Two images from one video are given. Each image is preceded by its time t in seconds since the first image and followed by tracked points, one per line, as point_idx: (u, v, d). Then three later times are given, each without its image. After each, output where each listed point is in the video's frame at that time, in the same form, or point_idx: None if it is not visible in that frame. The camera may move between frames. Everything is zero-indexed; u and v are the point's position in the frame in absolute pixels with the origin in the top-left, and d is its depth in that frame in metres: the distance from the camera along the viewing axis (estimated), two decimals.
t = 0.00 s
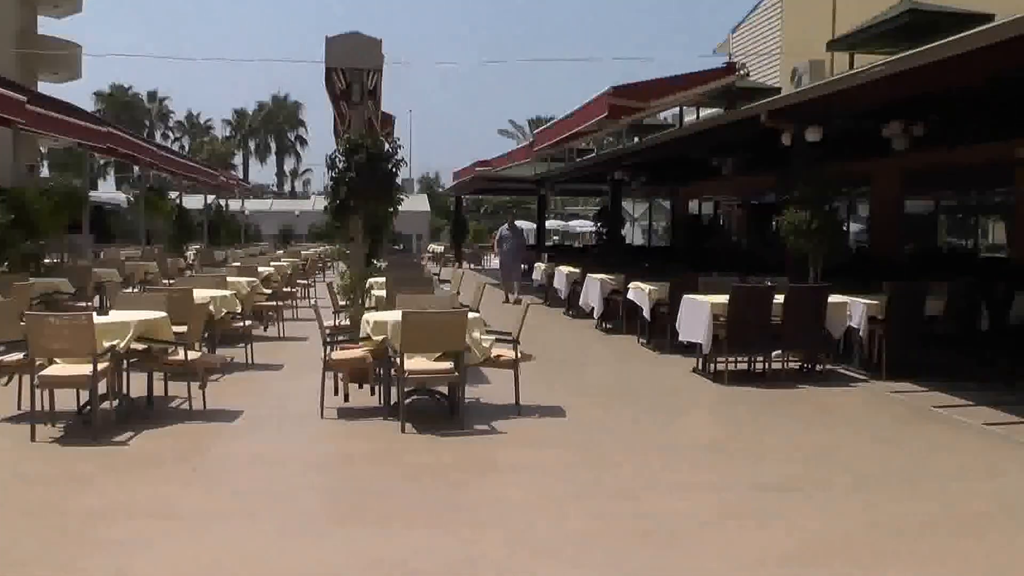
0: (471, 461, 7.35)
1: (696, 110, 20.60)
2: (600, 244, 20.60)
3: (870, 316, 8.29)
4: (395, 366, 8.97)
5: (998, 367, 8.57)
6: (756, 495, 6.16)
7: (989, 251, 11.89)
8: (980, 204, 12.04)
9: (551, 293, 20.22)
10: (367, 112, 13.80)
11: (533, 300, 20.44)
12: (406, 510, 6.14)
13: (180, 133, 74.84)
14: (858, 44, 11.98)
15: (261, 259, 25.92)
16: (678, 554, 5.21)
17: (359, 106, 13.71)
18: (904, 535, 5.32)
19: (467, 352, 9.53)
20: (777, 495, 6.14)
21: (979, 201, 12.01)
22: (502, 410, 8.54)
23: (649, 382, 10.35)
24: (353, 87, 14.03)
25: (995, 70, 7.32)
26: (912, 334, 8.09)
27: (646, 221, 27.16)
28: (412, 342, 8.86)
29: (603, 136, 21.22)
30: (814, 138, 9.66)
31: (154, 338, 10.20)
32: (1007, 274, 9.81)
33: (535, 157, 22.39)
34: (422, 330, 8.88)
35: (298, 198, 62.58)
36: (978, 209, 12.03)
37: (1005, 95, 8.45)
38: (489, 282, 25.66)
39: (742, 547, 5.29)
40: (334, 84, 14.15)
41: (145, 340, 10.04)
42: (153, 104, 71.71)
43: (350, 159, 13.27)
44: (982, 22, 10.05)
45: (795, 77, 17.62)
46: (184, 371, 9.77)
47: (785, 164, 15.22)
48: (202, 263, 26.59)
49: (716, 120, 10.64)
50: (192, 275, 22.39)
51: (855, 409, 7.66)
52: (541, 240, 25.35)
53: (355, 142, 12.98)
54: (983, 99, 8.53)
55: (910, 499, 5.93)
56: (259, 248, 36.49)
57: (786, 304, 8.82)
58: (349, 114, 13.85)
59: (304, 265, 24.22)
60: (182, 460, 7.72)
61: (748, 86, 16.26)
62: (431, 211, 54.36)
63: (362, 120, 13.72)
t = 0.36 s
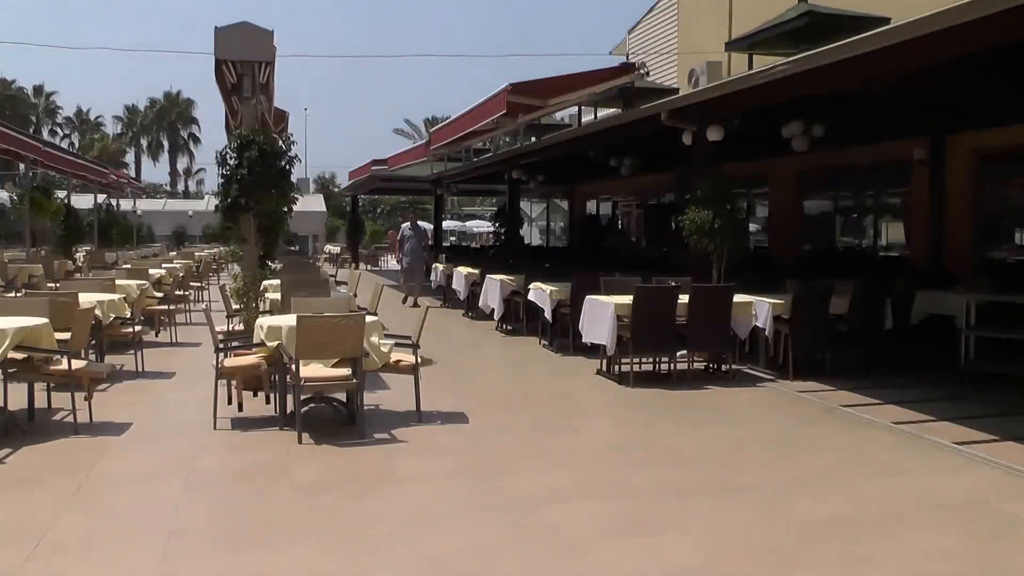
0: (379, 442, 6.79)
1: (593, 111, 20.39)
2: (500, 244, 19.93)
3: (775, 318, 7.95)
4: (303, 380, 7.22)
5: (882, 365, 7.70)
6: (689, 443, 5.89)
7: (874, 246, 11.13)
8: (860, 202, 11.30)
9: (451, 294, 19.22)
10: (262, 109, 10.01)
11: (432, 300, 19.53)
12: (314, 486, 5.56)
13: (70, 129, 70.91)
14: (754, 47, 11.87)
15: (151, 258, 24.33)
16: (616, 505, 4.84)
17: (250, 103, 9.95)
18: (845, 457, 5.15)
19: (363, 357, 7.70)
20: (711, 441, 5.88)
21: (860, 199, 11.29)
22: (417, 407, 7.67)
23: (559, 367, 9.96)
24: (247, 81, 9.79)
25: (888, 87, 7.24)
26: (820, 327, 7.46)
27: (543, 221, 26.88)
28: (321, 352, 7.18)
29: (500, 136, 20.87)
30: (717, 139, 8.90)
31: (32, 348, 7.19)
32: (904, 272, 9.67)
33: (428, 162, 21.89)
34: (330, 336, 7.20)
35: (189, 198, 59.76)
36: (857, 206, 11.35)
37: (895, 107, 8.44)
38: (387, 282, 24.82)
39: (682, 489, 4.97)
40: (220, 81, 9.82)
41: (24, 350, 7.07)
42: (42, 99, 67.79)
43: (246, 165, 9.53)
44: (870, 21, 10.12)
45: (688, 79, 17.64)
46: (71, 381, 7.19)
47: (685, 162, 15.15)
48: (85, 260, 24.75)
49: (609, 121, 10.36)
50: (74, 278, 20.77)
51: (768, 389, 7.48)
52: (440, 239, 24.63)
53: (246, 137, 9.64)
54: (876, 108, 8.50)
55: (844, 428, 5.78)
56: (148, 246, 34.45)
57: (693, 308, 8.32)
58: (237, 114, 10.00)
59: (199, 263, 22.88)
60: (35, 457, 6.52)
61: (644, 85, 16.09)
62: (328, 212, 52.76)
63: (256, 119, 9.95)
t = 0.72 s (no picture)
0: (306, 452, 6.36)
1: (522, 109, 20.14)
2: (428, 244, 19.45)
3: (713, 317, 7.84)
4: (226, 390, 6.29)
5: (822, 363, 7.68)
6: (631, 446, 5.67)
7: (805, 245, 11.23)
8: (790, 200, 11.39)
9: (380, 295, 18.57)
10: (184, 106, 9.01)
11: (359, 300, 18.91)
12: (236, 503, 5.12)
13: None
14: (685, 43, 11.76)
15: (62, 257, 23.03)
16: (560, 514, 4.56)
17: (171, 99, 8.90)
18: (793, 459, 4.98)
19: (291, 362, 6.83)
20: (655, 447, 5.65)
21: (789, 197, 11.40)
22: (348, 416, 7.05)
23: (491, 368, 9.62)
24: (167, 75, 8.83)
25: (825, 86, 7.16)
26: (759, 325, 7.39)
27: (472, 220, 26.49)
28: (247, 359, 6.20)
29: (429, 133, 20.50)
30: (651, 136, 8.69)
31: None
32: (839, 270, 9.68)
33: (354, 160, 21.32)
34: (257, 342, 6.24)
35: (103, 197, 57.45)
36: (788, 204, 11.44)
37: (829, 105, 8.39)
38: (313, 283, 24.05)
39: (630, 497, 4.71)
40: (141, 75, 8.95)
41: None
42: None
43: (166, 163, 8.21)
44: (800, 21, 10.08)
45: (619, 76, 17.49)
46: None
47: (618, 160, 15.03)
48: None
49: (539, 119, 10.07)
50: None
51: (709, 389, 7.33)
52: (366, 238, 23.99)
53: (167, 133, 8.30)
54: (810, 105, 8.43)
55: (789, 430, 5.63)
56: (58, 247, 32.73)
57: (630, 308, 7.99)
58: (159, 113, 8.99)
59: (119, 263, 21.84)
60: None
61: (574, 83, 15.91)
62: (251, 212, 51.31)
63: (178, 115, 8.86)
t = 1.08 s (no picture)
0: (258, 460, 6.05)
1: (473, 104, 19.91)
2: (379, 241, 19.10)
3: (673, 314, 7.73)
4: (174, 396, 5.88)
5: (783, 360, 7.65)
6: (595, 447, 5.50)
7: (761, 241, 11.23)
8: (745, 195, 11.39)
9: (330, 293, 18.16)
10: (129, 98, 8.46)
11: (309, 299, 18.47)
12: (182, 516, 4.83)
13: None
14: (640, 36, 11.64)
15: None
16: (526, 521, 4.36)
17: (115, 91, 8.31)
18: (762, 458, 4.87)
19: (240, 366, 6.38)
20: (619, 448, 5.48)
21: (744, 192, 11.40)
22: (302, 420, 6.71)
23: (447, 367, 9.39)
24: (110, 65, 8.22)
25: (786, 80, 7.07)
26: (721, 321, 7.30)
27: (422, 216, 26.17)
28: (194, 363, 5.76)
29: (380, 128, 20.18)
30: (608, 130, 8.53)
31: None
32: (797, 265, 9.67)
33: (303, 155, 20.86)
34: (205, 345, 5.77)
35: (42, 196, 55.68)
36: (744, 199, 11.43)
37: (787, 97, 8.32)
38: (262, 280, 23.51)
39: (598, 501, 4.53)
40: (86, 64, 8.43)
41: None
42: None
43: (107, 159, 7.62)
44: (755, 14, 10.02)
45: (571, 70, 17.35)
46: None
47: (572, 155, 14.90)
48: None
49: (493, 113, 9.83)
50: None
51: (671, 387, 7.20)
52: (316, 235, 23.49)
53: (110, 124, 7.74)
54: (768, 98, 8.35)
55: (755, 428, 5.51)
56: None
57: (589, 305, 7.68)
58: (102, 105, 8.43)
59: (60, 261, 21.03)
60: None
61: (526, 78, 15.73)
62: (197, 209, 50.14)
63: (123, 109, 8.28)
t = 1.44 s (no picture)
0: (209, 470, 5.66)
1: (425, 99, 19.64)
2: (331, 238, 18.70)
3: (632, 311, 7.52)
4: (118, 405, 5.45)
5: (745, 359, 7.57)
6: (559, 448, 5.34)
7: (718, 240, 11.18)
8: (701, 192, 11.41)
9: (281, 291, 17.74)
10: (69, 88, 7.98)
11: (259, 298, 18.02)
12: (125, 528, 4.55)
13: None
14: (596, 29, 11.51)
15: None
16: (491, 525, 4.17)
17: (55, 81, 7.84)
18: (733, 460, 4.75)
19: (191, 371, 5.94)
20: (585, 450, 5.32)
21: (699, 188, 11.43)
22: (253, 426, 6.32)
23: (403, 367, 9.15)
24: (51, 53, 7.71)
25: (747, 74, 6.97)
26: (682, 319, 7.19)
27: (374, 213, 25.80)
28: (144, 371, 5.17)
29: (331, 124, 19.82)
30: (566, 126, 8.35)
31: None
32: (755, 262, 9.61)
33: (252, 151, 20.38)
34: (156, 351, 5.22)
35: None
36: (701, 196, 11.40)
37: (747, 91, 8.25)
38: (211, 278, 22.97)
39: (565, 503, 4.36)
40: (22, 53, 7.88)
41: None
42: None
43: (50, 151, 7.09)
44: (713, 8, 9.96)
45: (525, 65, 17.17)
46: None
47: (526, 151, 14.72)
48: None
49: (448, 108, 9.60)
50: None
51: (633, 387, 6.91)
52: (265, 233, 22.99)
53: (52, 116, 7.28)
54: (728, 93, 8.26)
55: (723, 428, 5.39)
56: None
57: (548, 303, 7.24)
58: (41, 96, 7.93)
59: None
60: None
61: (480, 73, 15.53)
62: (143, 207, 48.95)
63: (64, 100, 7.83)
